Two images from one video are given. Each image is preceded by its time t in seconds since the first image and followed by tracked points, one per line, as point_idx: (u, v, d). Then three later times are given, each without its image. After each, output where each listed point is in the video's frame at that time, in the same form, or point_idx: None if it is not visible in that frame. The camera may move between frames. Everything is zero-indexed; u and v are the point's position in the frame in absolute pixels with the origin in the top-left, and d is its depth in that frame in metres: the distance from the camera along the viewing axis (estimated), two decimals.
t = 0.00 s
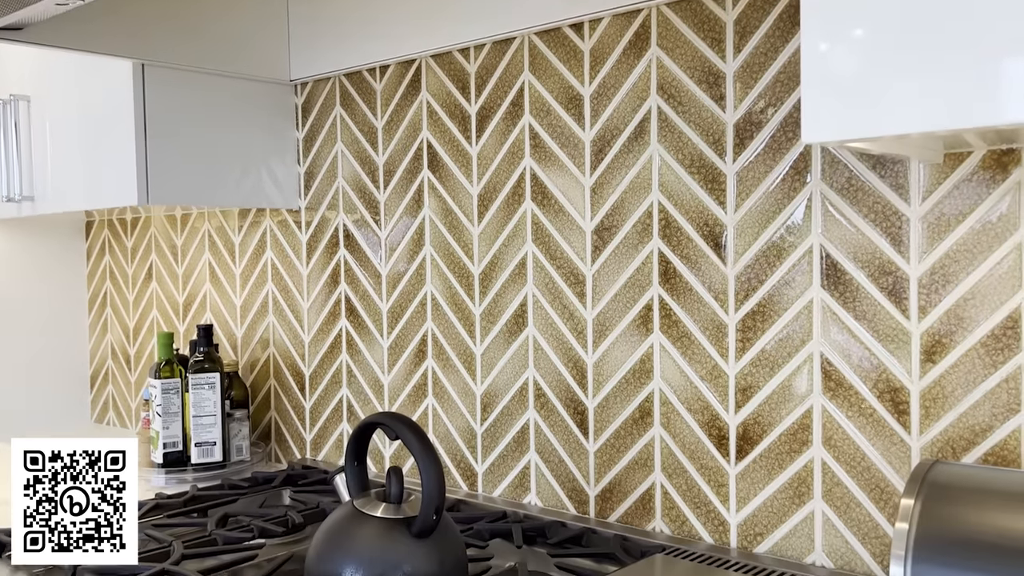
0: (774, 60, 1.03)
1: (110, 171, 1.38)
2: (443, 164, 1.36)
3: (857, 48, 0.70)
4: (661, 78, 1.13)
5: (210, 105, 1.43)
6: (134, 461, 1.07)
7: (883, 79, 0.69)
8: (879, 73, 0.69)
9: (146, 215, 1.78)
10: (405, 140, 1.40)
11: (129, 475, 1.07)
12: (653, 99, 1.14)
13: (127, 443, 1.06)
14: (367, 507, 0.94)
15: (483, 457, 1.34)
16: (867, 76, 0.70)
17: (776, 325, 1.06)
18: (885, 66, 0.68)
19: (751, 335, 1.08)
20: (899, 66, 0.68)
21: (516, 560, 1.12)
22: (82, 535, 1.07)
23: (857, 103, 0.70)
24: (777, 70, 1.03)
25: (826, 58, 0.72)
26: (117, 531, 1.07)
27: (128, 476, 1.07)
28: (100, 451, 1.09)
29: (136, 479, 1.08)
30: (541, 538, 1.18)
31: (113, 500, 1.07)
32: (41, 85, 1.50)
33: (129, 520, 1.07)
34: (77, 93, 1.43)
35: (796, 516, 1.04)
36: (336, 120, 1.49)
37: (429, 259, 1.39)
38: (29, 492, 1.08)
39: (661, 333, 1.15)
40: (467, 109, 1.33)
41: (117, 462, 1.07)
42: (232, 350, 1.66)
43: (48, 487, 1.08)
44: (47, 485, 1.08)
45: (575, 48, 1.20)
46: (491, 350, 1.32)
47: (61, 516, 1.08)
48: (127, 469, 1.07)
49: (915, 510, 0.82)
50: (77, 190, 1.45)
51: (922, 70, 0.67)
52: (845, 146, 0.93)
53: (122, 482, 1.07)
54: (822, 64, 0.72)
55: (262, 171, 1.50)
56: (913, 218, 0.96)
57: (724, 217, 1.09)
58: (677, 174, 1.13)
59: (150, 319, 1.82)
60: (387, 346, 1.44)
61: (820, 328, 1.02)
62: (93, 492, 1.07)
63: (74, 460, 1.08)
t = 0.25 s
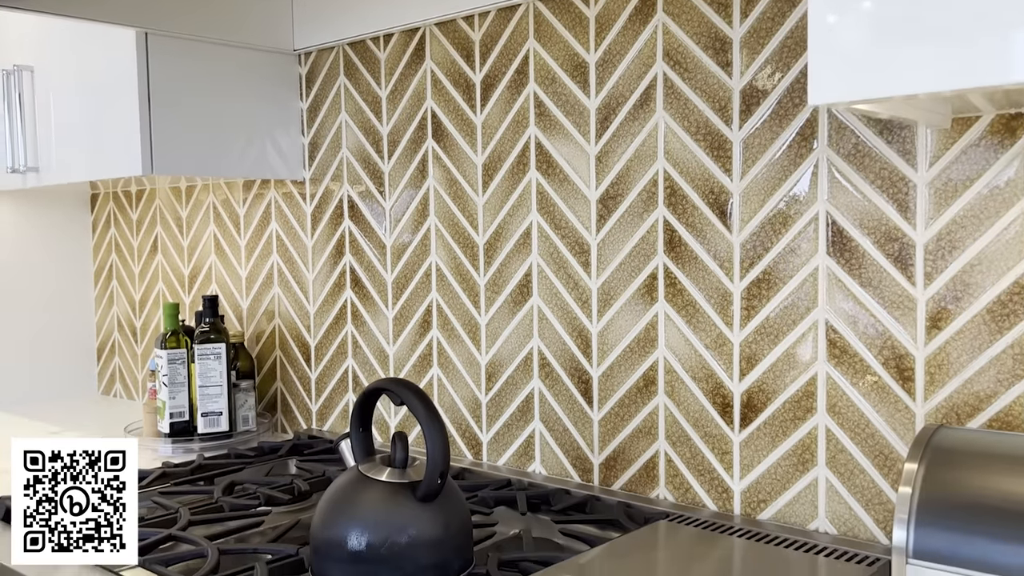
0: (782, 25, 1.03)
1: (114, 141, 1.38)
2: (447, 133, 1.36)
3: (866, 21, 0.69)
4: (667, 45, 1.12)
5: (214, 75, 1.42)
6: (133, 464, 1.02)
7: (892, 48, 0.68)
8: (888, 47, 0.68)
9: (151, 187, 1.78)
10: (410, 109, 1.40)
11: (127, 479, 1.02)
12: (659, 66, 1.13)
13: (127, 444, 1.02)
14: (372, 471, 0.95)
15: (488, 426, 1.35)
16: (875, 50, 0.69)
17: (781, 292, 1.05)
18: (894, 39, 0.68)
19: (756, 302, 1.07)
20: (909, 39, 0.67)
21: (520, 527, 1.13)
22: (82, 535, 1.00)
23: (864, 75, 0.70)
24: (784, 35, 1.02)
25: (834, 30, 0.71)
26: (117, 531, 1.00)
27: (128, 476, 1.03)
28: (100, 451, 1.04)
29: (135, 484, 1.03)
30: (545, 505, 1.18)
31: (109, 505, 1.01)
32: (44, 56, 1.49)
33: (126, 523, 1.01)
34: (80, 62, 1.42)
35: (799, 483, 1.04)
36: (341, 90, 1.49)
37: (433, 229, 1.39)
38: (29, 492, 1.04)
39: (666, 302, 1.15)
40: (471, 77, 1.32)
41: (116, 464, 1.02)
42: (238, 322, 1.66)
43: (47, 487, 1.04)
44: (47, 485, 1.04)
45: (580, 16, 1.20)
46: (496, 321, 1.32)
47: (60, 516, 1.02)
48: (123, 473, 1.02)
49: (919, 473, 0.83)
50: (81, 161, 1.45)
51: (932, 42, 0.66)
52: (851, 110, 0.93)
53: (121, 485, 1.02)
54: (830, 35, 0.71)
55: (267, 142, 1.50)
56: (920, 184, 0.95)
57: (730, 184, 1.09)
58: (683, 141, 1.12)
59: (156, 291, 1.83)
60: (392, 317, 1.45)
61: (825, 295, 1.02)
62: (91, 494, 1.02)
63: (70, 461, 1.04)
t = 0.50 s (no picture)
0: None
1: (120, 113, 1.38)
2: (454, 104, 1.35)
3: None
4: (676, 13, 1.11)
5: (220, 47, 1.41)
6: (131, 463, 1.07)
7: (900, 20, 0.67)
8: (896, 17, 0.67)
9: (158, 160, 1.78)
10: (416, 81, 1.39)
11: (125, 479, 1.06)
12: (668, 35, 1.12)
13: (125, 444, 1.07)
14: (380, 439, 0.95)
15: (495, 398, 1.35)
16: (885, 20, 0.68)
17: (789, 263, 1.05)
18: (903, 9, 0.67)
19: (763, 273, 1.07)
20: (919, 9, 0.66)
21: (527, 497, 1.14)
22: (82, 535, 1.00)
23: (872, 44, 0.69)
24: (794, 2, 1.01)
25: None
26: (118, 531, 0.98)
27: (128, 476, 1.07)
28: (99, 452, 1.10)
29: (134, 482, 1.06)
30: (552, 476, 1.19)
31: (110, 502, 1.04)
32: (49, 27, 1.49)
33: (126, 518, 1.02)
34: (85, 34, 1.42)
35: (806, 453, 1.04)
36: (347, 62, 1.48)
37: (440, 201, 1.38)
38: (29, 492, 1.08)
39: (673, 274, 1.14)
40: (478, 47, 1.31)
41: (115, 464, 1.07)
42: (245, 295, 1.67)
43: (48, 487, 1.09)
44: (47, 485, 1.08)
45: None
46: (502, 293, 1.32)
47: (60, 516, 1.05)
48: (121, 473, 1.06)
49: (926, 441, 0.82)
50: (88, 133, 1.45)
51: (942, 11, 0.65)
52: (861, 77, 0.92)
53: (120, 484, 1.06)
54: (839, 4, 0.70)
55: (273, 114, 1.49)
56: (930, 152, 0.94)
57: (738, 154, 1.08)
58: (691, 111, 1.11)
59: (163, 265, 1.83)
60: (399, 290, 1.45)
61: (834, 264, 1.02)
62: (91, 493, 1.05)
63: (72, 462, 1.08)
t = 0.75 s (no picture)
0: None
1: (126, 85, 1.37)
2: (460, 75, 1.34)
3: None
4: None
5: (226, 18, 1.41)
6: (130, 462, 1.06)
7: None
8: None
9: (164, 133, 1.78)
10: (423, 51, 1.38)
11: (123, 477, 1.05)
12: (677, 2, 1.11)
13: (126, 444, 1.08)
14: (388, 407, 0.95)
15: (502, 370, 1.35)
16: None
17: (798, 232, 1.04)
18: None
19: (772, 242, 1.06)
20: None
21: (534, 467, 1.14)
22: (82, 535, 0.98)
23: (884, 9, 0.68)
24: None
25: None
26: (118, 530, 0.96)
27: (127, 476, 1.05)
28: (100, 452, 1.10)
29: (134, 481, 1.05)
30: (559, 447, 1.19)
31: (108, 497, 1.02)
32: None
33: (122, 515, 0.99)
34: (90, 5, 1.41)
35: (814, 423, 1.04)
36: (353, 32, 1.47)
37: (447, 172, 1.38)
38: (29, 492, 1.07)
39: (682, 244, 1.14)
40: (485, 17, 1.30)
41: (115, 463, 1.06)
42: (253, 268, 1.67)
43: (48, 487, 1.08)
44: (47, 486, 1.07)
45: None
46: (510, 265, 1.32)
47: (61, 516, 1.02)
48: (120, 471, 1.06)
49: (935, 409, 0.82)
50: (94, 106, 1.44)
51: None
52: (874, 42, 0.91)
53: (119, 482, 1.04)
54: None
55: (279, 86, 1.49)
56: (942, 120, 0.93)
57: (748, 123, 1.07)
58: (701, 79, 1.10)
59: (171, 239, 1.83)
60: (406, 263, 1.44)
61: (844, 233, 1.01)
62: (90, 491, 1.04)
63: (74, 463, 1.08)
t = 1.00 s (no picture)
0: None
1: (134, 56, 1.36)
2: (470, 44, 1.33)
3: None
4: None
5: None
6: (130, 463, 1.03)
7: None
8: None
9: (173, 105, 1.78)
10: (432, 20, 1.37)
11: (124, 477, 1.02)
12: None
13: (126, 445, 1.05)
14: (399, 374, 0.95)
15: (511, 341, 1.35)
16: None
17: (811, 200, 1.03)
18: None
19: (785, 211, 1.06)
20: None
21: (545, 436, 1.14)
22: (82, 536, 0.97)
23: None
24: None
25: None
26: (117, 531, 0.95)
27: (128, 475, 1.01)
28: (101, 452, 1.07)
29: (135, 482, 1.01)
30: (569, 416, 1.19)
31: (109, 496, 0.98)
32: None
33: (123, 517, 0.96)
34: None
35: (826, 392, 1.04)
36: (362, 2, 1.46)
37: (457, 143, 1.37)
38: (28, 491, 1.04)
39: (693, 213, 1.13)
40: None
41: (116, 463, 1.03)
42: (262, 240, 1.67)
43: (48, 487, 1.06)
44: (47, 486, 1.05)
45: None
46: (520, 235, 1.31)
47: (61, 517, 1.01)
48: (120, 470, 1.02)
49: (949, 375, 0.81)
50: (103, 78, 1.44)
51: None
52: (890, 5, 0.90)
53: (120, 480, 1.00)
54: None
55: (288, 56, 1.48)
56: (959, 85, 0.92)
57: (761, 90, 1.06)
58: (714, 46, 1.09)
59: (180, 211, 1.83)
60: (416, 234, 1.44)
61: (858, 201, 1.00)
62: (91, 491, 1.01)
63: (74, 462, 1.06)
